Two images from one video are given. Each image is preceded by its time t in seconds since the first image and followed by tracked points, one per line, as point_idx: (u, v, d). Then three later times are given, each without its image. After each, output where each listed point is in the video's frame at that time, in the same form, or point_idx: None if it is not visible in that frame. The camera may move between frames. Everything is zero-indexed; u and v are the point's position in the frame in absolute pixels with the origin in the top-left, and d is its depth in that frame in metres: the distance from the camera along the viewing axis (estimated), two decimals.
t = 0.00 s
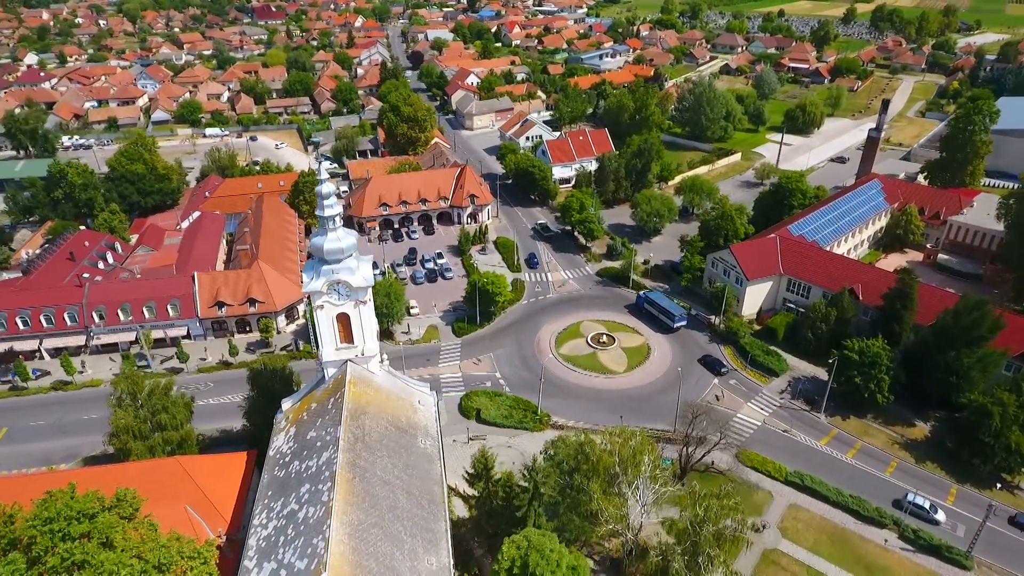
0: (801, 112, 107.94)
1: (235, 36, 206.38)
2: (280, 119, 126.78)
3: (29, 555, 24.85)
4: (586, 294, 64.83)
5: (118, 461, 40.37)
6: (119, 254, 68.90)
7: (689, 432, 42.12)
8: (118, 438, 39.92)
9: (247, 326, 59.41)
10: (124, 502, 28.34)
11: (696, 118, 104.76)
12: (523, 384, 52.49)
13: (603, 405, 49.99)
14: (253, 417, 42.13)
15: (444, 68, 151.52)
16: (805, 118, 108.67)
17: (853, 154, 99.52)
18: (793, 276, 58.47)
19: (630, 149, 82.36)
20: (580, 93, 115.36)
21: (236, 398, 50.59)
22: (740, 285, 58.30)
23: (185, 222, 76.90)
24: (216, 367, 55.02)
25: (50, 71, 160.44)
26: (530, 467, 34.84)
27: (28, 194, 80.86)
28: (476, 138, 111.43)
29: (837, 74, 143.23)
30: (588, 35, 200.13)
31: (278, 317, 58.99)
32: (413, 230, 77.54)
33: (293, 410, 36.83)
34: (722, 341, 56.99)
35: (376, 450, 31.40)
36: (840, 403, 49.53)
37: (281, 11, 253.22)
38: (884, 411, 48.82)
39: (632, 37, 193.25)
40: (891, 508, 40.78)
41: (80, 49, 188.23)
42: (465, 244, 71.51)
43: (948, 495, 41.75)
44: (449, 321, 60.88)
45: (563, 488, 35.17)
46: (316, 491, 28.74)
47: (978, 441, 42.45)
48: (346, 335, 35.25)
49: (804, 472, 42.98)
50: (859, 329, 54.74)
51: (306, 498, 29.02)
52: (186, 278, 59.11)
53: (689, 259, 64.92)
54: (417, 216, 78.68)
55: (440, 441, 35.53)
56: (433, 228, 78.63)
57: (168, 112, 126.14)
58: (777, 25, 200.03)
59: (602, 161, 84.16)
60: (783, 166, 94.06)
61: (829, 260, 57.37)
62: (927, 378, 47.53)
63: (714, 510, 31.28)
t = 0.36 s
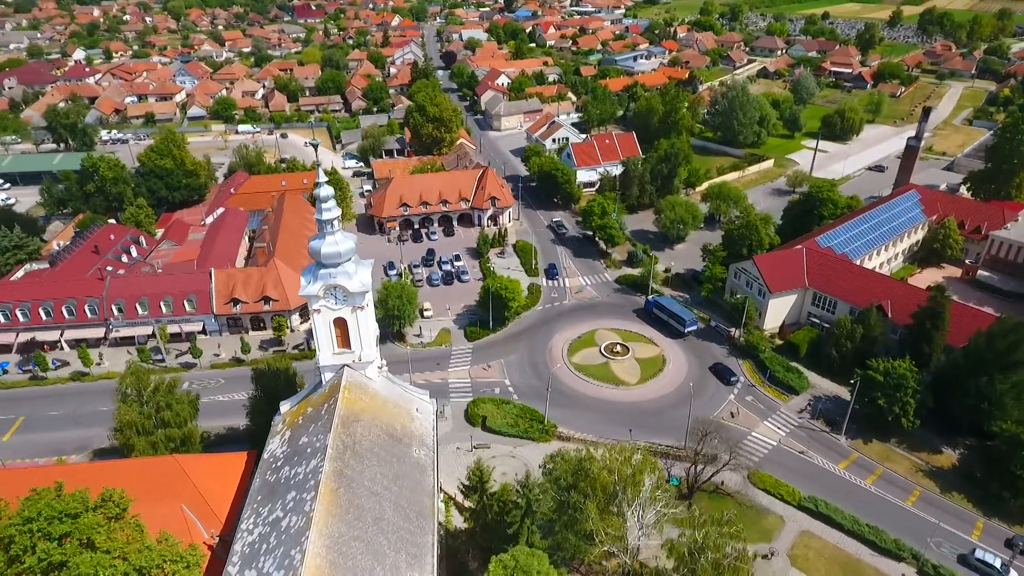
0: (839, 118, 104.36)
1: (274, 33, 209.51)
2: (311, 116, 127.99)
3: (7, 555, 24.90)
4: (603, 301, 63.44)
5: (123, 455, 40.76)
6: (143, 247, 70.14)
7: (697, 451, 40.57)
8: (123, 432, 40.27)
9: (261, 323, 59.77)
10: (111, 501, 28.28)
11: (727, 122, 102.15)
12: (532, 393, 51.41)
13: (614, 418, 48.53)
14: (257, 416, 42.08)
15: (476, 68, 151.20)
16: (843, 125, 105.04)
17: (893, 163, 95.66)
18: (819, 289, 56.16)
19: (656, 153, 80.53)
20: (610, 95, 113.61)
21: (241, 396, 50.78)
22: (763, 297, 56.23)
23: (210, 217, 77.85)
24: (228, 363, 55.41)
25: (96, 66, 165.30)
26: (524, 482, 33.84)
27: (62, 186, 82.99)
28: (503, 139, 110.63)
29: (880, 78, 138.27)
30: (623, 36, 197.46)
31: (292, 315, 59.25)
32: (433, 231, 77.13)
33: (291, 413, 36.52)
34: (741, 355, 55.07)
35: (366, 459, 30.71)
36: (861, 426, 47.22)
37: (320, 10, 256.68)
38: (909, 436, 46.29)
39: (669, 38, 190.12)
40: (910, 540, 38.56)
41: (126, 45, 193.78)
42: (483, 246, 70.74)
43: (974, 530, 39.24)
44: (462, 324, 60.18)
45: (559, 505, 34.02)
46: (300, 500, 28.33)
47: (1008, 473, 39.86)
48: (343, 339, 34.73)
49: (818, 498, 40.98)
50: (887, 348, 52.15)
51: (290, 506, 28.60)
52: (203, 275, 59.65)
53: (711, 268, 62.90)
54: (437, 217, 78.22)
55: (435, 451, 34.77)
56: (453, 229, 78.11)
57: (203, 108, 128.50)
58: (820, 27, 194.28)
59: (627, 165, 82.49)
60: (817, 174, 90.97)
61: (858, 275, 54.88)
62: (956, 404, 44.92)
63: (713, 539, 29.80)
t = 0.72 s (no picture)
0: (879, 124, 100.51)
1: (312, 32, 211.96)
2: (341, 115, 128.91)
3: None
4: (620, 309, 62.03)
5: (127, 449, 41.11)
6: (167, 242, 71.24)
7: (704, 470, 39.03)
8: (127, 427, 40.57)
9: (275, 320, 60.00)
10: (97, 501, 28.29)
11: (760, 128, 99.29)
12: (540, 402, 50.29)
13: (622, 431, 47.08)
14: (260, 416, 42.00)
15: (508, 68, 150.43)
16: (883, 132, 101.15)
17: (934, 173, 91.64)
18: (845, 304, 53.82)
19: (683, 158, 78.55)
20: (641, 98, 111.57)
21: (247, 393, 51.22)
22: (785, 311, 54.12)
23: (235, 213, 78.74)
24: (239, 360, 55.78)
25: (138, 62, 169.72)
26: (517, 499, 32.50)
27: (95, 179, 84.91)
28: (530, 140, 109.61)
29: (926, 84, 132.96)
30: (659, 37, 194.40)
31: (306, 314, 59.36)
32: (452, 232, 76.59)
33: (287, 416, 36.18)
34: (760, 370, 53.09)
35: (355, 468, 30.13)
36: (883, 450, 44.91)
37: (358, 9, 259.17)
38: (935, 463, 43.83)
39: (706, 40, 186.42)
40: None
41: (168, 42, 198.64)
42: (501, 249, 69.94)
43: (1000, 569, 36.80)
44: (475, 328, 59.44)
45: (554, 523, 32.49)
46: (282, 508, 27.92)
47: None
48: (339, 344, 34.29)
49: (832, 525, 39.00)
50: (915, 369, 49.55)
51: (273, 513, 28.21)
52: (220, 271, 60.14)
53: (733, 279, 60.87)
54: (457, 218, 77.64)
55: (429, 461, 34.02)
56: (473, 231, 77.46)
57: (237, 105, 130.49)
58: (865, 30, 188.04)
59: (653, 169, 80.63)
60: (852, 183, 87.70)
61: (888, 291, 52.31)
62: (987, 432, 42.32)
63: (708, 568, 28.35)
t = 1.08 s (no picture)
0: (923, 132, 96.25)
1: (351, 30, 214.06)
2: (373, 113, 129.59)
3: None
4: (639, 318, 60.43)
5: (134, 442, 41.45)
6: (192, 236, 72.31)
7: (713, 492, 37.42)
8: (134, 421, 40.90)
9: (291, 318, 60.14)
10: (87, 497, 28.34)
11: (797, 133, 96.14)
12: (550, 412, 49.10)
13: (632, 446, 45.63)
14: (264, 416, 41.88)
15: (541, 69, 149.33)
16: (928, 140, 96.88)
17: (981, 184, 87.34)
18: (874, 322, 51.35)
19: (712, 164, 76.35)
20: (674, 101, 109.22)
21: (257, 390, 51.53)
22: (810, 327, 51.90)
23: (260, 210, 79.46)
24: (253, 357, 56.14)
25: (182, 58, 173.88)
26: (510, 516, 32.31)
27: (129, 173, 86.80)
28: (559, 142, 108.34)
29: (977, 90, 127.22)
30: (698, 39, 190.78)
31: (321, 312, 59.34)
32: (473, 234, 75.89)
33: (285, 418, 35.82)
34: (781, 387, 51.04)
35: (344, 476, 29.52)
36: (907, 478, 42.55)
37: (397, 8, 261.19)
38: (963, 495, 41.38)
39: (746, 43, 182.19)
40: None
41: (212, 39, 203.35)
42: (520, 253, 68.95)
43: None
44: (489, 333, 58.61)
45: (548, 541, 31.76)
46: (267, 515, 27.50)
47: None
48: (338, 348, 33.87)
49: (847, 556, 36.97)
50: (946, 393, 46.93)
51: (259, 520, 27.82)
52: (239, 267, 60.56)
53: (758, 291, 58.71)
54: (479, 220, 76.91)
55: (424, 471, 33.32)
56: (494, 234, 76.64)
57: (273, 102, 132.39)
58: (915, 33, 181.23)
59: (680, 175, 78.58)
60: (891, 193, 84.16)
61: (921, 309, 49.63)
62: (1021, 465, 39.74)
63: None
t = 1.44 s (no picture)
0: (977, 142, 91.35)
1: (394, 29, 216.11)
2: (409, 112, 130.09)
3: None
4: (662, 329, 58.67)
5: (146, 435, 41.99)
6: (222, 231, 73.44)
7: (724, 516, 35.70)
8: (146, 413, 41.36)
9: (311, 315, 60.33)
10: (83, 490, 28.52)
11: (840, 141, 92.40)
12: (562, 422, 47.94)
13: (645, 463, 44.12)
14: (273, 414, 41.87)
15: (580, 70, 147.63)
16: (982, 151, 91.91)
17: None
18: (909, 343, 48.62)
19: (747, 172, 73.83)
20: (713, 105, 106.41)
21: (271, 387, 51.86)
22: (840, 346, 49.44)
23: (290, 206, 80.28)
24: (271, 353, 56.53)
25: (228, 55, 178.01)
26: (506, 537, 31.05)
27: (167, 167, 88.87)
28: (593, 145, 106.64)
29: None
30: (744, 41, 185.96)
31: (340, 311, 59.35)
32: (499, 236, 74.97)
33: (287, 420, 35.54)
34: (806, 407, 48.78)
35: (336, 483, 28.96)
36: (937, 511, 40.08)
37: (441, 7, 262.48)
38: (997, 533, 38.72)
39: (794, 46, 176.88)
40: None
41: (259, 36, 207.67)
42: (544, 258, 67.82)
43: None
44: (507, 338, 57.69)
45: (544, 560, 29.77)
46: (255, 519, 27.12)
47: None
48: (340, 351, 33.52)
49: None
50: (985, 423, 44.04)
51: (247, 523, 27.48)
52: (262, 263, 61.05)
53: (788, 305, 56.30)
54: (505, 222, 76.02)
55: (421, 481, 32.62)
56: (520, 237, 75.65)
57: (312, 99, 134.13)
58: (976, 38, 172.91)
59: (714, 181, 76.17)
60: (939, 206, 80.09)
61: (961, 332, 46.76)
62: None
63: None
